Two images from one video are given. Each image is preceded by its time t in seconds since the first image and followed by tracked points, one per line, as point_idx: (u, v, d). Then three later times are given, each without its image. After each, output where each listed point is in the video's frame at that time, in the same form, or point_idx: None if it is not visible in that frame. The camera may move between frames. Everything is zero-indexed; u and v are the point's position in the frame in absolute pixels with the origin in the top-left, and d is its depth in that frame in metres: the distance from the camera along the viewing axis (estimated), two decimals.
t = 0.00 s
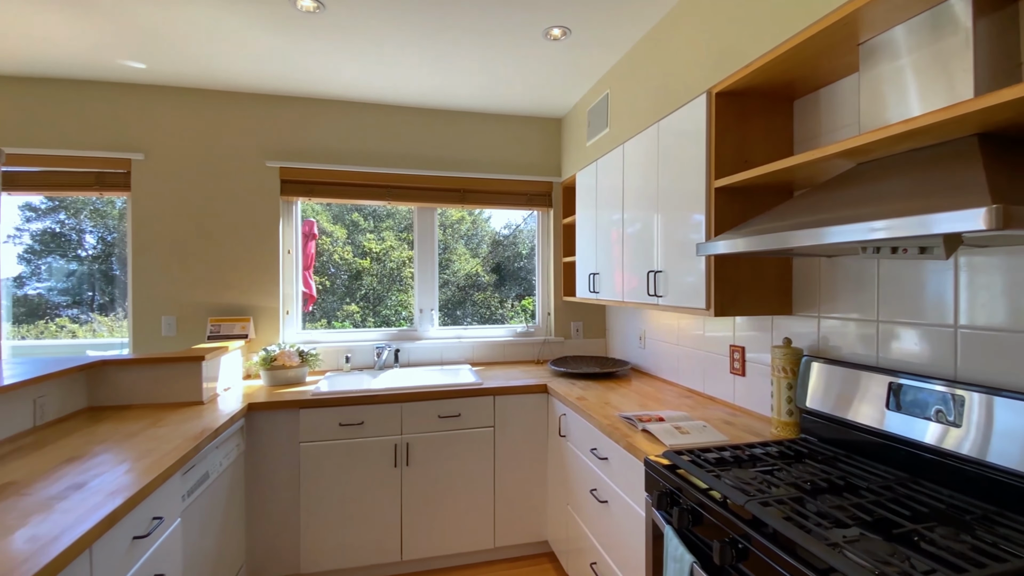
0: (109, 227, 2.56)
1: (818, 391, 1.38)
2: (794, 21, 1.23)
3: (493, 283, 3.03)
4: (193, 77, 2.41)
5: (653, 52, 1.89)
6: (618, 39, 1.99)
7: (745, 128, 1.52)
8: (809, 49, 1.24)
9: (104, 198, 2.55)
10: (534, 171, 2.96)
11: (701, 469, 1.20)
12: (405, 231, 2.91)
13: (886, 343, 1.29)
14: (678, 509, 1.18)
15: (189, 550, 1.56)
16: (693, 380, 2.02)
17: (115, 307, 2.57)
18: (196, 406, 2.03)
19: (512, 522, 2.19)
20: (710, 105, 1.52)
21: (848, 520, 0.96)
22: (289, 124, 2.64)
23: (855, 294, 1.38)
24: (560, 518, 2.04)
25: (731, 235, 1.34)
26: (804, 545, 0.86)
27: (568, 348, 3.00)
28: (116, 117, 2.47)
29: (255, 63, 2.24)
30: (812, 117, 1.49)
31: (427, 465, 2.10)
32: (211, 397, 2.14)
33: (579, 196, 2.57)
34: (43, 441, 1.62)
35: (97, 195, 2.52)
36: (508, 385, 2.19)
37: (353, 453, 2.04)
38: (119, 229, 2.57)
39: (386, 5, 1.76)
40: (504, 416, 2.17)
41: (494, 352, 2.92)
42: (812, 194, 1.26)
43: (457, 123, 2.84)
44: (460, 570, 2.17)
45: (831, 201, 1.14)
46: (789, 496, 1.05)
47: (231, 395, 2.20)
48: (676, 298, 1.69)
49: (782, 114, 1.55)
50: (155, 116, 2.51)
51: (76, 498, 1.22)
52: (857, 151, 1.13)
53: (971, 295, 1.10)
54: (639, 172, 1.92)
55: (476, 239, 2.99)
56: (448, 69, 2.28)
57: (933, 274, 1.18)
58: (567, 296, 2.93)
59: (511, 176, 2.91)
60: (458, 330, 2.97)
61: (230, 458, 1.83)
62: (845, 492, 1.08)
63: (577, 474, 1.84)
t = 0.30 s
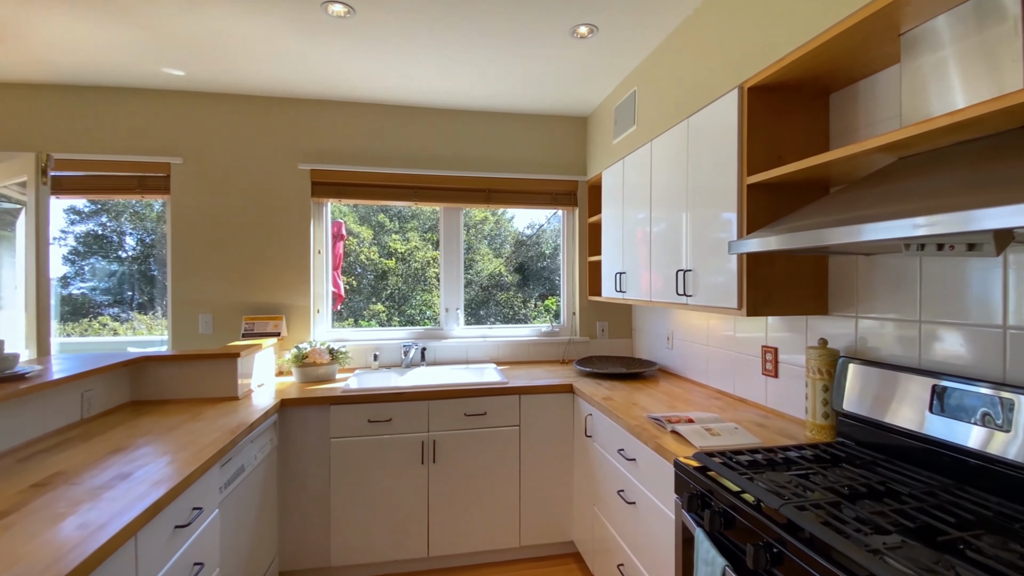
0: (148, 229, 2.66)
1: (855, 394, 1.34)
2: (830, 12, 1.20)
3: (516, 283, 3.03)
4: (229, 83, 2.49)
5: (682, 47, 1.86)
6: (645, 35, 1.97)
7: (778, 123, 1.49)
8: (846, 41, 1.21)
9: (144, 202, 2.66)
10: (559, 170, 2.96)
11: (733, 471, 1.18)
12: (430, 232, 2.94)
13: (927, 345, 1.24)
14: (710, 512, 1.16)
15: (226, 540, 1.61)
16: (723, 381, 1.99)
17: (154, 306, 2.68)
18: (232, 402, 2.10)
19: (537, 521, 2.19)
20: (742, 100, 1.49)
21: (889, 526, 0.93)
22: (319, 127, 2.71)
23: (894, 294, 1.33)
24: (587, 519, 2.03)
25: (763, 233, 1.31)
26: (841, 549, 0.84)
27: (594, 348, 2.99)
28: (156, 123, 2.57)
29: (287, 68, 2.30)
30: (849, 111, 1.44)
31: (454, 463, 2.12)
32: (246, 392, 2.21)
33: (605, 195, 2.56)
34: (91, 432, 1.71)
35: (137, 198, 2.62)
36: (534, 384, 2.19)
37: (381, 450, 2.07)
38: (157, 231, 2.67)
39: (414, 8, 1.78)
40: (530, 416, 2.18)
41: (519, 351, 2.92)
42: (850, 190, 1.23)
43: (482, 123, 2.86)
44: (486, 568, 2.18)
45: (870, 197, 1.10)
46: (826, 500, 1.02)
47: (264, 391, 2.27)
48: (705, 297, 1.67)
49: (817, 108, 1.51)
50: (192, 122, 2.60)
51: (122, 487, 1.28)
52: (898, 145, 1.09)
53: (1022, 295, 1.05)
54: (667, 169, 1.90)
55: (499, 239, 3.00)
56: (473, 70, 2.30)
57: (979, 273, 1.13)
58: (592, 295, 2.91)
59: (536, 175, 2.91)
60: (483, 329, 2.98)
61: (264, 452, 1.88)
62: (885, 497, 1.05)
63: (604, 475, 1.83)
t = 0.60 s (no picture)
0: (183, 231, 2.76)
1: (894, 396, 1.29)
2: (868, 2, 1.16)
3: (539, 283, 3.03)
4: (261, 88, 2.57)
5: (711, 42, 1.83)
6: (673, 30, 1.94)
7: (812, 118, 1.45)
8: (886, 32, 1.17)
9: (180, 204, 2.75)
10: (584, 169, 2.94)
11: (765, 474, 1.15)
12: (454, 232, 2.96)
13: (972, 345, 1.19)
14: (741, 515, 1.13)
15: (260, 531, 1.66)
16: (753, 383, 1.95)
17: (189, 305, 2.78)
18: (265, 397, 2.16)
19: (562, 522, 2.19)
20: (774, 95, 1.46)
21: (931, 532, 0.89)
22: (346, 129, 2.76)
23: (936, 293, 1.28)
24: (612, 520, 2.02)
25: (796, 230, 1.28)
26: (881, 556, 0.81)
27: (619, 348, 2.96)
28: (191, 128, 2.67)
29: (316, 72, 2.35)
30: (889, 103, 1.39)
31: (479, 461, 2.13)
32: (278, 389, 2.27)
33: (630, 193, 2.53)
34: (133, 425, 1.78)
35: (174, 201, 2.72)
36: (559, 384, 2.19)
37: (408, 447, 2.10)
38: (191, 232, 2.77)
39: (441, 10, 1.80)
40: (555, 415, 2.18)
41: (544, 351, 2.92)
42: (889, 185, 1.19)
43: (507, 123, 2.87)
44: (511, 566, 2.19)
45: (912, 192, 1.06)
46: (864, 505, 0.99)
47: (295, 388, 2.33)
48: (735, 297, 1.64)
49: (854, 102, 1.46)
50: (226, 126, 2.68)
51: (162, 478, 1.33)
52: (942, 137, 1.05)
53: None
54: (695, 167, 1.87)
55: (522, 239, 3.00)
56: (498, 69, 2.30)
57: None
58: (617, 295, 2.88)
59: (561, 174, 2.90)
60: (507, 329, 2.99)
61: (296, 447, 1.93)
62: (927, 504, 1.01)
63: (631, 476, 1.82)
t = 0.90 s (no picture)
0: (216, 232, 2.86)
1: (935, 399, 1.24)
2: None
3: (562, 283, 3.02)
4: (292, 92, 2.64)
5: (741, 35, 1.79)
6: (702, 24, 1.91)
7: (848, 111, 1.40)
8: (926, 21, 1.13)
9: (213, 206, 2.85)
10: (609, 167, 2.92)
11: (798, 477, 1.12)
12: (477, 232, 2.98)
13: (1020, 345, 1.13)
14: (773, 519, 1.11)
15: (291, 523, 1.71)
16: (785, 384, 1.90)
17: (222, 304, 2.87)
18: (295, 393, 2.22)
19: (586, 522, 2.17)
20: (807, 88, 1.42)
21: (976, 540, 0.86)
22: (373, 131, 2.81)
23: (981, 292, 1.22)
24: (638, 521, 2.00)
25: (831, 226, 1.24)
26: (921, 562, 0.78)
27: (644, 348, 2.93)
28: (225, 132, 2.75)
29: (344, 75, 2.40)
30: (929, 95, 1.34)
31: (503, 459, 2.14)
32: (308, 385, 2.33)
33: (657, 191, 2.50)
34: (171, 419, 1.85)
35: (208, 203, 2.82)
36: (584, 383, 2.18)
37: (433, 444, 2.12)
38: (224, 234, 2.86)
39: (466, 10, 1.82)
40: (579, 415, 2.17)
41: (568, 351, 2.91)
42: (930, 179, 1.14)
43: (532, 122, 2.87)
44: (535, 566, 2.19)
45: (955, 186, 1.02)
46: (904, 511, 0.96)
47: (324, 385, 2.38)
48: (765, 296, 1.60)
49: (892, 94, 1.41)
50: (258, 130, 2.77)
51: (200, 469, 1.38)
52: (987, 129, 1.00)
53: None
54: (724, 164, 1.83)
55: (544, 239, 3.00)
56: (523, 68, 2.31)
57: None
58: (643, 294, 2.85)
59: (585, 173, 2.89)
60: (531, 328, 2.99)
61: (325, 443, 1.98)
62: (972, 511, 0.97)
63: (657, 477, 1.80)
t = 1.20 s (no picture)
0: (247, 234, 2.94)
1: (980, 402, 1.19)
2: None
3: (584, 283, 3.00)
4: (320, 96, 2.70)
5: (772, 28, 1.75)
6: (731, 18, 1.87)
7: (885, 104, 1.36)
8: (971, 9, 1.08)
9: (244, 208, 2.94)
10: (635, 165, 2.89)
11: (833, 482, 1.09)
12: (500, 232, 2.99)
13: None
14: (807, 524, 1.08)
15: (320, 517, 1.75)
16: (817, 386, 1.85)
17: (252, 303, 2.95)
18: (324, 390, 2.27)
19: (611, 523, 2.16)
20: (842, 82, 1.38)
21: None
22: (399, 132, 2.85)
23: None
24: (664, 523, 1.97)
25: (867, 223, 1.20)
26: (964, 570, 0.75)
27: (671, 349, 2.89)
28: (255, 136, 2.83)
29: (371, 77, 2.45)
30: (973, 86, 1.28)
31: (527, 458, 2.14)
32: (336, 382, 2.38)
33: (684, 189, 2.46)
34: (206, 413, 1.92)
35: (239, 205, 2.91)
36: (609, 384, 2.16)
37: (458, 442, 2.14)
38: (255, 235, 2.95)
39: (491, 11, 1.83)
40: (604, 415, 2.15)
41: (592, 350, 2.89)
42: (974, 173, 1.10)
43: (556, 121, 2.87)
44: (558, 566, 2.18)
45: (1002, 180, 0.97)
46: (947, 518, 0.92)
47: (351, 382, 2.43)
48: (797, 296, 1.56)
49: (933, 85, 1.36)
50: (287, 133, 2.84)
51: (235, 463, 1.43)
52: None
53: None
54: (754, 160, 1.80)
55: (567, 238, 2.99)
56: (547, 67, 2.31)
57: None
58: (669, 294, 2.82)
59: (610, 172, 2.86)
60: (555, 328, 2.99)
61: (353, 439, 2.01)
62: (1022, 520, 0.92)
63: (684, 479, 1.77)
